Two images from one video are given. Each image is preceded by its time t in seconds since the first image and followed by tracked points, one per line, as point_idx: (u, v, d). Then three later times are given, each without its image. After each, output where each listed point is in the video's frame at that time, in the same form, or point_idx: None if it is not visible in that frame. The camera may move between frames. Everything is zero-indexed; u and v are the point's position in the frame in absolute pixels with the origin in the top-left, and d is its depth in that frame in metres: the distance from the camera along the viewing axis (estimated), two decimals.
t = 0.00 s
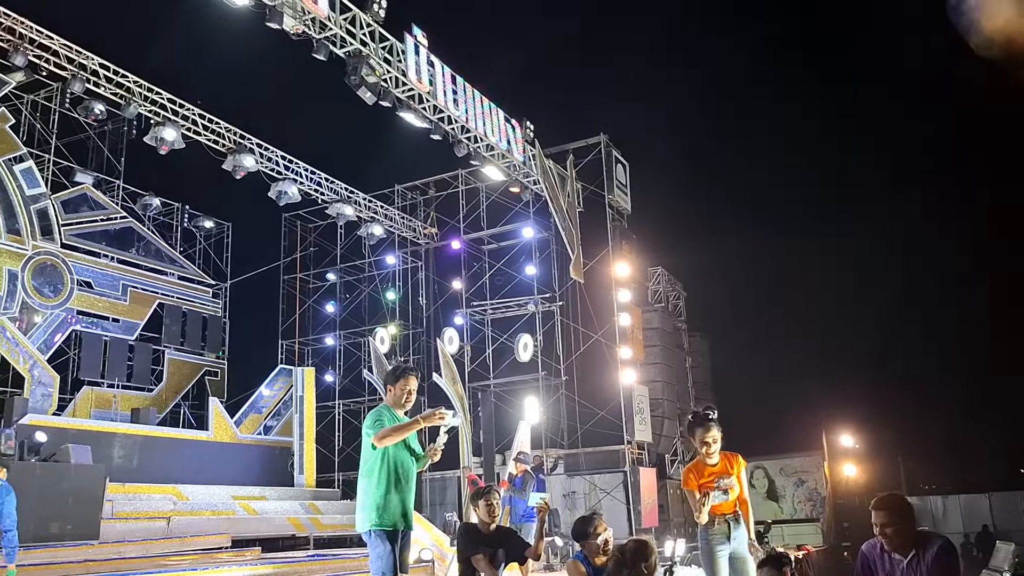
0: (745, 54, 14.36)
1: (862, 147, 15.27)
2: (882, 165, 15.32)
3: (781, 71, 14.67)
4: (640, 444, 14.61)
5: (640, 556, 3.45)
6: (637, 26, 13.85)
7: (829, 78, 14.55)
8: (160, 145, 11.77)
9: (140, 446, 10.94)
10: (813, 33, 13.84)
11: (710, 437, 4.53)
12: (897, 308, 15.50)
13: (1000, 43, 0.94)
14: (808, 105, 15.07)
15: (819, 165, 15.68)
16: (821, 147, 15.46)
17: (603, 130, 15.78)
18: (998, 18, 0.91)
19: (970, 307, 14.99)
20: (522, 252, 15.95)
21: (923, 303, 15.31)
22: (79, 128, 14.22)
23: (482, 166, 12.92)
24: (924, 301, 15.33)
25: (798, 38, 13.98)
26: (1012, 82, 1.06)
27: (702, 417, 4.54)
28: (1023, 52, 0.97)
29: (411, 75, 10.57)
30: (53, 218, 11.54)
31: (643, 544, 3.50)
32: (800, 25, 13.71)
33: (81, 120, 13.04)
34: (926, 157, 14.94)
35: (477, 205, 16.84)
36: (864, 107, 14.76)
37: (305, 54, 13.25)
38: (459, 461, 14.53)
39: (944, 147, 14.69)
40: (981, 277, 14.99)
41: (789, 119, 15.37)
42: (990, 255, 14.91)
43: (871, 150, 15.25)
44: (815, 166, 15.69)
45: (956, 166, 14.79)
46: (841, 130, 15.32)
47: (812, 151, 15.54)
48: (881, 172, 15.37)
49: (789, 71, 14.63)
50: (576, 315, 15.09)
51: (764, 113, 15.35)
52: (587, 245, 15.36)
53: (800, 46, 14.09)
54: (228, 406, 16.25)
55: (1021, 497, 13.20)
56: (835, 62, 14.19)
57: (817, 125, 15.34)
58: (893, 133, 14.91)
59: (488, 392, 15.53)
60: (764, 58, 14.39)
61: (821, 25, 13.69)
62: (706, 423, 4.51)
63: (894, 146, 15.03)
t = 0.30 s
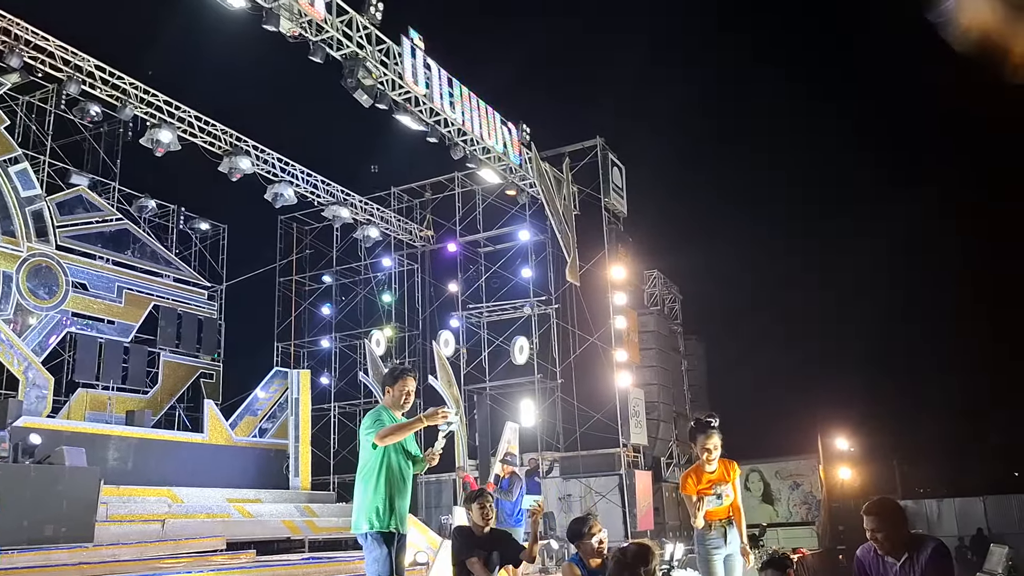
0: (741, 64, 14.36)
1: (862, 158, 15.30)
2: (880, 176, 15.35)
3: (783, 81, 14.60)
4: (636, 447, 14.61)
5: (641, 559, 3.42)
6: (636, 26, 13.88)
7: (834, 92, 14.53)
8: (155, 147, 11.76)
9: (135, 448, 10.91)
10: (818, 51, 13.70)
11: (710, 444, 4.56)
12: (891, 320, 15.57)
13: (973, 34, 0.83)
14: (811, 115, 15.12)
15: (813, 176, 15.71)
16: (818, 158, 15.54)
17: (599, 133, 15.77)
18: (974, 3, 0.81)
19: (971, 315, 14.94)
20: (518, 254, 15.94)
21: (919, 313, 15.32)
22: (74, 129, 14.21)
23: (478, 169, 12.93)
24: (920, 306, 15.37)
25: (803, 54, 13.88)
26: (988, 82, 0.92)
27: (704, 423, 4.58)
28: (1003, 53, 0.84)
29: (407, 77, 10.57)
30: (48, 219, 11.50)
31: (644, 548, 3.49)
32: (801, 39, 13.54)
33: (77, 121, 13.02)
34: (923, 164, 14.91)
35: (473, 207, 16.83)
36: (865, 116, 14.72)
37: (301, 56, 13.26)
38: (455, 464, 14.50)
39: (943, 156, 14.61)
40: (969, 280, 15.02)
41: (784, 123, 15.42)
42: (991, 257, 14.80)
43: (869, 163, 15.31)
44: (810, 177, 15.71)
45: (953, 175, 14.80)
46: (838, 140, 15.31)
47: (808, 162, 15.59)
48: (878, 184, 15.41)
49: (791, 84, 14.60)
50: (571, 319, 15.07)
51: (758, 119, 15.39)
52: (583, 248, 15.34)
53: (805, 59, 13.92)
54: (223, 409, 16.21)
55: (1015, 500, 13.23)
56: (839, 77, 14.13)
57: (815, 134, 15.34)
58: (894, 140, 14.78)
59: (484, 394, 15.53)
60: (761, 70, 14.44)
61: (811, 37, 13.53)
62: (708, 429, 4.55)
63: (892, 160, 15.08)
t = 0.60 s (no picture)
0: (738, 63, 14.63)
1: (862, 159, 15.38)
2: (878, 178, 15.41)
3: (781, 81, 14.78)
4: (631, 450, 14.63)
5: (622, 560, 3.42)
6: (636, 26, 14.14)
7: (833, 94, 14.72)
8: (150, 149, 11.74)
9: (129, 451, 10.88)
10: (813, 52, 13.94)
11: (700, 450, 4.56)
12: (885, 321, 15.57)
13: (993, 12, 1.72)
14: (810, 118, 15.35)
15: (814, 176, 15.83)
16: (813, 163, 15.75)
17: (595, 136, 15.79)
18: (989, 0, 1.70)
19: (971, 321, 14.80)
20: (513, 258, 15.95)
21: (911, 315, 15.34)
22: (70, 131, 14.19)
23: (473, 172, 12.95)
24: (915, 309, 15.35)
25: (803, 53, 14.07)
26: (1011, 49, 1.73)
27: (695, 429, 4.57)
28: None
29: (402, 80, 10.59)
30: (43, 220, 11.48)
31: (628, 550, 3.48)
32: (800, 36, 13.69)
33: (71, 123, 13.00)
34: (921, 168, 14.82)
35: (469, 211, 16.85)
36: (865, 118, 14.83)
37: (297, 58, 13.25)
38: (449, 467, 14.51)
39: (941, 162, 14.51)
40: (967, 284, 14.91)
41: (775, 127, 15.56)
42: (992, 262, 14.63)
43: (869, 165, 15.38)
44: (811, 178, 15.84)
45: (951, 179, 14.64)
46: (837, 143, 15.47)
47: (809, 162, 15.74)
48: (878, 187, 15.48)
49: (792, 84, 14.83)
50: (566, 322, 15.06)
51: (757, 119, 15.61)
52: (578, 251, 15.37)
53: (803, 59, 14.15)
54: (217, 411, 16.18)
55: (1009, 504, 13.27)
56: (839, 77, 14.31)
57: (812, 136, 15.55)
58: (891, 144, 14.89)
59: (478, 398, 15.55)
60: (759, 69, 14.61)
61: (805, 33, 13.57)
62: (698, 435, 4.56)
63: (890, 161, 15.11)
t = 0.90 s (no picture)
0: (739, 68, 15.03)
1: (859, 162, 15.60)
2: (876, 179, 15.55)
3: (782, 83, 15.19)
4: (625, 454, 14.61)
5: (602, 563, 3.39)
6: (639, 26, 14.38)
7: (833, 94, 15.13)
8: (143, 151, 11.68)
9: (121, 454, 10.83)
10: (812, 49, 14.64)
11: (687, 454, 4.57)
12: (879, 321, 15.69)
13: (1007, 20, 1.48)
14: (807, 120, 15.56)
15: (811, 178, 15.89)
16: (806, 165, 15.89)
17: (589, 140, 15.87)
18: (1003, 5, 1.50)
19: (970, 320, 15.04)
20: (508, 261, 15.99)
21: (906, 314, 15.46)
22: (63, 132, 14.12)
23: (468, 175, 12.95)
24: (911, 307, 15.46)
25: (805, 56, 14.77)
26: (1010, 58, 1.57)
27: (682, 433, 4.58)
28: None
29: (397, 83, 10.58)
30: (35, 222, 11.44)
31: (608, 550, 3.44)
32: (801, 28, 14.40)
33: (65, 125, 12.95)
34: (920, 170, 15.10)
35: (463, 214, 16.84)
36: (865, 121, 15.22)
37: (289, 61, 13.23)
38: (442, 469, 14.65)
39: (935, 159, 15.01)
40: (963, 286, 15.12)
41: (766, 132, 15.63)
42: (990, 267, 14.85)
43: (866, 168, 15.56)
44: (809, 179, 15.89)
45: (946, 181, 15.01)
46: (835, 144, 15.62)
47: (806, 163, 15.82)
48: (877, 190, 15.60)
49: (793, 86, 15.24)
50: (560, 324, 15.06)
51: (757, 120, 15.70)
52: (572, 254, 15.33)
53: (803, 59, 14.81)
54: (210, 415, 16.14)
55: (1001, 508, 13.34)
56: (838, 79, 14.97)
57: (809, 138, 15.66)
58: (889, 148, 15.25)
59: (472, 401, 15.57)
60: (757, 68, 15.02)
61: (802, 24, 14.33)
62: (686, 439, 4.55)
63: (889, 164, 15.37)
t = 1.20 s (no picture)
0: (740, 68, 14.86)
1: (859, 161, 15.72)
2: (876, 178, 15.66)
3: (780, 84, 15.04)
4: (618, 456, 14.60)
5: (589, 565, 3.34)
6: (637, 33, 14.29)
7: (833, 94, 15.00)
8: (137, 152, 11.65)
9: (113, 456, 10.79)
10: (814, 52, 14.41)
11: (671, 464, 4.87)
12: (880, 321, 15.87)
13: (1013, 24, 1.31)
14: (807, 120, 15.59)
15: (812, 178, 16.06)
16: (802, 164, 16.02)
17: (583, 143, 15.88)
18: None
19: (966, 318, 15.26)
20: (501, 264, 16.00)
21: (906, 314, 15.68)
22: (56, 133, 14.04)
23: (462, 177, 12.95)
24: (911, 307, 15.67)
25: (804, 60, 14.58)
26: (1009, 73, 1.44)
27: (669, 444, 4.86)
28: None
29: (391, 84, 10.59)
30: (28, 223, 11.40)
31: (594, 552, 3.38)
32: (799, 43, 14.22)
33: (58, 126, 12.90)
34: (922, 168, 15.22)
35: (457, 216, 16.82)
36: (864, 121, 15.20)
37: (283, 62, 13.22)
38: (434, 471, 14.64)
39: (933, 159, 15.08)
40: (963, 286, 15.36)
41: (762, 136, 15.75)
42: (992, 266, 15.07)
43: (866, 168, 15.69)
44: (809, 178, 16.05)
45: (946, 181, 15.19)
46: (834, 144, 15.71)
47: (806, 163, 15.97)
48: (877, 190, 15.75)
49: (791, 84, 15.08)
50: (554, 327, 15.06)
51: (757, 120, 15.65)
52: (566, 257, 15.36)
53: (805, 61, 14.54)
54: (203, 416, 16.11)
55: (992, 511, 13.42)
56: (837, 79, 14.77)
57: (809, 138, 15.77)
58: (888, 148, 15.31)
59: (466, 403, 15.56)
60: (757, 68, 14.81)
61: (801, 36, 14.03)
62: (672, 449, 4.86)
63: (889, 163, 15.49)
